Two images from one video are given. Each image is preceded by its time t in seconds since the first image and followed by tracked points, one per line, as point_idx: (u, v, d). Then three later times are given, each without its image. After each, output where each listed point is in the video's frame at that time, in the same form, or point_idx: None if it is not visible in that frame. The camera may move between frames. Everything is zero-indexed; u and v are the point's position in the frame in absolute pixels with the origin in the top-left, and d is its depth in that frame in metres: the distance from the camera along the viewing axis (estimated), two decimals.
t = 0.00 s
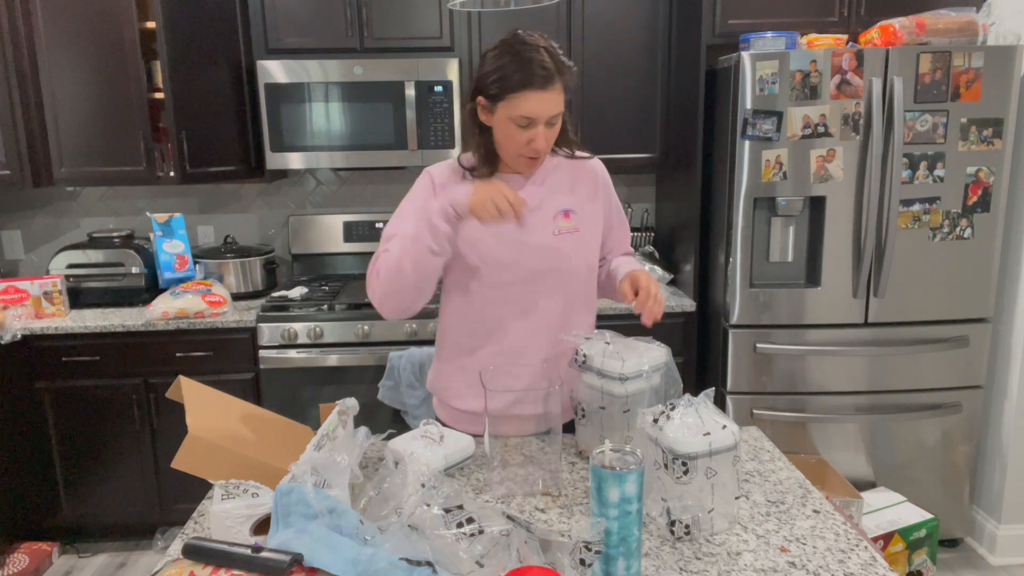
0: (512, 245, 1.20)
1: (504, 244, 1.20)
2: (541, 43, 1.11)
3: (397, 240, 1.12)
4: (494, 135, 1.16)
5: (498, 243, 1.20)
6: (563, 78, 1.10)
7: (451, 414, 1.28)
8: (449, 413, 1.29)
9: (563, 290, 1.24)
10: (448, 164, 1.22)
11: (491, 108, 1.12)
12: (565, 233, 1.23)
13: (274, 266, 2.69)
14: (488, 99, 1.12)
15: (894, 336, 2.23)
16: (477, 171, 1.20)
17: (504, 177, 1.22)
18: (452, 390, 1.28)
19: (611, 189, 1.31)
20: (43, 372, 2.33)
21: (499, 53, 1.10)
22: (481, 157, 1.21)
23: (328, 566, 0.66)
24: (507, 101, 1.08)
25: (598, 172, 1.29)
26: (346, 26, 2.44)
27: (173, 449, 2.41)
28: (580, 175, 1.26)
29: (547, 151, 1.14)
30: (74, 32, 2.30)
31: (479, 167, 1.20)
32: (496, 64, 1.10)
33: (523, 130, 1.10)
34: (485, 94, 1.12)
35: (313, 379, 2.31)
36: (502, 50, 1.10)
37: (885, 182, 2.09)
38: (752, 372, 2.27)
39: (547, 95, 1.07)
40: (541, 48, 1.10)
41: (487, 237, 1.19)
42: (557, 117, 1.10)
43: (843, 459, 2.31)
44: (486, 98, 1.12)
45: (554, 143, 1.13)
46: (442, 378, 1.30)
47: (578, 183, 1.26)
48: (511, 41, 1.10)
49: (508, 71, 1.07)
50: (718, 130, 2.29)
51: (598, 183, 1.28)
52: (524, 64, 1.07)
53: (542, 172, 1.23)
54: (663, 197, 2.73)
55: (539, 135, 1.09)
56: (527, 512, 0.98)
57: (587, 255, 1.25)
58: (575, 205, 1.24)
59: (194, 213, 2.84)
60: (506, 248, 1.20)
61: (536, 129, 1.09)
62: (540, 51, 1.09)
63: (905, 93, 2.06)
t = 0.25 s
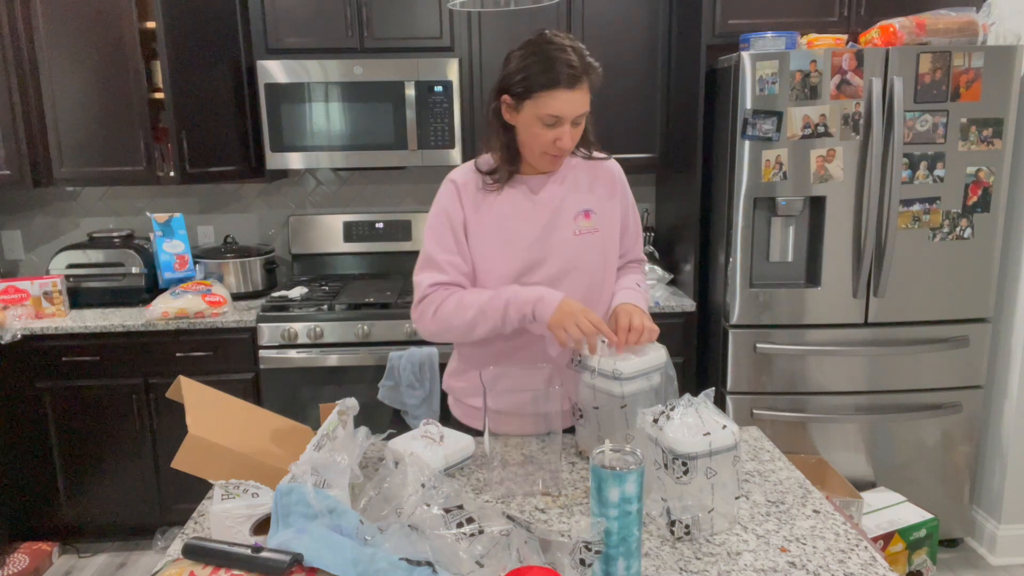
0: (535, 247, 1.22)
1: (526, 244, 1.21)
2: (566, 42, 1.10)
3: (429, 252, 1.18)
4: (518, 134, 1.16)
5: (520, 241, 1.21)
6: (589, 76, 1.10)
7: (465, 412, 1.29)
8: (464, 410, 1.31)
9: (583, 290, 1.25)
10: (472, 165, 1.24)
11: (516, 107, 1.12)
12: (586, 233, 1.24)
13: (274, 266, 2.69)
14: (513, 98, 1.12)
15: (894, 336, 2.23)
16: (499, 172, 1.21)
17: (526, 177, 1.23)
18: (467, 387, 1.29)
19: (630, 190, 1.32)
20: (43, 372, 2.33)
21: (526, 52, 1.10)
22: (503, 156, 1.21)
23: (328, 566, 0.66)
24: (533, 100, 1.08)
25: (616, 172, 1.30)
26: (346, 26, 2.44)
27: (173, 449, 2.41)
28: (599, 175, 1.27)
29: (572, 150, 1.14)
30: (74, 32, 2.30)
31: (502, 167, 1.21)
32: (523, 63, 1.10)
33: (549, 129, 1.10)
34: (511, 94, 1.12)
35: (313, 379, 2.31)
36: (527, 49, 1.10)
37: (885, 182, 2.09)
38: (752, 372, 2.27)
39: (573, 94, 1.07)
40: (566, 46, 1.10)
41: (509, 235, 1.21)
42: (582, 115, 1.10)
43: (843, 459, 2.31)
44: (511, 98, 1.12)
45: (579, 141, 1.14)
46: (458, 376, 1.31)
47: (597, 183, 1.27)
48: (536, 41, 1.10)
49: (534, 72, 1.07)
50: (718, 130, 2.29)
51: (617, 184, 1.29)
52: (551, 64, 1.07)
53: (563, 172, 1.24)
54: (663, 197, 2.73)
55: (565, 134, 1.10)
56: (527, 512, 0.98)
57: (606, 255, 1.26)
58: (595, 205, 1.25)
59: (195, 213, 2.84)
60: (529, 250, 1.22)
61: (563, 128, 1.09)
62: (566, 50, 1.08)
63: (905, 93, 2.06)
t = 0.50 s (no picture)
0: (557, 250, 1.21)
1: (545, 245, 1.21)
2: (588, 39, 1.11)
3: (444, 251, 1.18)
4: (540, 133, 1.17)
5: (540, 243, 1.21)
6: (610, 72, 1.09)
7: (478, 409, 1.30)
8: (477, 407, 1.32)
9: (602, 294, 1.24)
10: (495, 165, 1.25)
11: (538, 104, 1.13)
12: (606, 236, 1.23)
13: (274, 266, 2.69)
14: (535, 95, 1.13)
15: (894, 336, 2.23)
16: (522, 172, 1.21)
17: (549, 178, 1.23)
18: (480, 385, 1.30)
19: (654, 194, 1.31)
20: (43, 372, 2.33)
21: (548, 47, 1.10)
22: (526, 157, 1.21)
23: (328, 566, 0.66)
24: (554, 95, 1.08)
25: (639, 176, 1.29)
26: (346, 26, 2.44)
27: (173, 449, 2.41)
28: (623, 179, 1.26)
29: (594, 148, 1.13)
30: (74, 32, 2.31)
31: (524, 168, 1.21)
32: (544, 59, 1.10)
33: (570, 124, 1.09)
34: (533, 91, 1.12)
35: (313, 379, 2.31)
36: (549, 46, 1.10)
37: (885, 182, 2.09)
38: (752, 372, 2.27)
39: (594, 89, 1.07)
40: (588, 44, 1.10)
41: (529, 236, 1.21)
42: (603, 111, 1.10)
43: (843, 460, 2.31)
44: (533, 95, 1.12)
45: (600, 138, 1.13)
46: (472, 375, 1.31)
47: (620, 187, 1.26)
48: (558, 38, 1.11)
49: (556, 67, 1.08)
50: (718, 130, 2.29)
51: (640, 188, 1.28)
52: (572, 59, 1.07)
53: (585, 175, 1.24)
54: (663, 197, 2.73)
55: (585, 129, 1.09)
56: (527, 512, 0.98)
57: (626, 260, 1.26)
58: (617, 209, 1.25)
59: (195, 213, 2.84)
60: (550, 252, 1.21)
61: (583, 123, 1.09)
62: (587, 47, 1.09)
63: (905, 93, 2.06)
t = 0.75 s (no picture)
0: (572, 255, 1.22)
1: (562, 250, 1.21)
2: (603, 39, 1.11)
3: (454, 238, 1.18)
4: (557, 134, 1.16)
5: (557, 247, 1.21)
6: (623, 71, 1.09)
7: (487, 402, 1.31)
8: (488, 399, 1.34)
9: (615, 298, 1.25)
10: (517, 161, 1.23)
11: (554, 104, 1.13)
12: (622, 243, 1.24)
13: (274, 266, 2.69)
14: (550, 95, 1.13)
15: (894, 336, 2.23)
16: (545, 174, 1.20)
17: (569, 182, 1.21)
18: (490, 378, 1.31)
19: (676, 197, 1.29)
20: (42, 372, 2.33)
21: (564, 47, 1.10)
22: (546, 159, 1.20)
23: (328, 566, 0.66)
24: (568, 92, 1.08)
25: (659, 182, 1.28)
26: (346, 25, 2.44)
27: (173, 449, 2.41)
28: (642, 185, 1.26)
29: (610, 147, 1.12)
30: (74, 32, 2.30)
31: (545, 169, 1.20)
32: (560, 58, 1.10)
33: (583, 121, 1.09)
34: (549, 92, 1.12)
35: (313, 379, 2.31)
36: (564, 46, 1.11)
37: (885, 182, 2.09)
38: (752, 372, 2.27)
39: (607, 86, 1.06)
40: (603, 44, 1.10)
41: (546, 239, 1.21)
42: (618, 109, 1.09)
43: (843, 460, 2.31)
44: (549, 95, 1.12)
45: (616, 138, 1.11)
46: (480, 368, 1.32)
47: (639, 193, 1.25)
48: (574, 38, 1.12)
49: (570, 65, 1.08)
50: (718, 130, 2.29)
51: (661, 194, 1.27)
52: (586, 57, 1.07)
53: (605, 180, 1.23)
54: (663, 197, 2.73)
55: (598, 126, 1.08)
56: (527, 512, 0.98)
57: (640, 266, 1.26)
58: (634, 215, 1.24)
59: (195, 213, 2.84)
60: (566, 257, 1.21)
61: (596, 120, 1.08)
62: (601, 45, 1.09)
63: (905, 93, 2.06)
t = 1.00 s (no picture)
0: (573, 252, 1.22)
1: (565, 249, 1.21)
2: (606, 39, 1.11)
3: (451, 214, 1.16)
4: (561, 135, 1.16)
5: (561, 246, 1.21)
6: (626, 71, 1.09)
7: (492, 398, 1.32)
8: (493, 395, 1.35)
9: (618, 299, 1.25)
10: (525, 157, 1.23)
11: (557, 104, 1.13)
12: (626, 245, 1.23)
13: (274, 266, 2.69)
14: (553, 95, 1.13)
15: (894, 336, 2.23)
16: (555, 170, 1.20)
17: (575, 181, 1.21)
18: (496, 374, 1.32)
19: (691, 191, 1.28)
20: (43, 372, 2.33)
21: (567, 48, 1.10)
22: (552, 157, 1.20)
23: (327, 566, 0.66)
24: (569, 93, 1.08)
25: (669, 182, 1.27)
26: (346, 25, 2.44)
27: (173, 449, 2.41)
28: (649, 186, 1.25)
29: (612, 146, 1.12)
30: (74, 32, 2.30)
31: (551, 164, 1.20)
32: (563, 59, 1.10)
33: (584, 121, 1.09)
34: (553, 92, 1.12)
35: (313, 379, 2.31)
36: (567, 47, 1.11)
37: (885, 182, 2.09)
38: (752, 372, 2.27)
39: (608, 86, 1.06)
40: (605, 44, 1.10)
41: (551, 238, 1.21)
42: (620, 109, 1.08)
43: (843, 459, 2.31)
44: (553, 94, 1.12)
45: (619, 138, 1.11)
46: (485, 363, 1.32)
47: (646, 194, 1.25)
48: (578, 38, 1.12)
49: (572, 65, 1.08)
50: (718, 130, 2.29)
51: (670, 194, 1.26)
52: (588, 57, 1.07)
53: (612, 181, 1.23)
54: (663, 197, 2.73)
55: (599, 127, 1.08)
56: (527, 512, 0.98)
57: (645, 268, 1.26)
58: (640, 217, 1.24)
59: (195, 213, 2.84)
60: (570, 256, 1.22)
61: (597, 121, 1.08)
62: (604, 46, 1.09)
63: (905, 93, 2.06)
